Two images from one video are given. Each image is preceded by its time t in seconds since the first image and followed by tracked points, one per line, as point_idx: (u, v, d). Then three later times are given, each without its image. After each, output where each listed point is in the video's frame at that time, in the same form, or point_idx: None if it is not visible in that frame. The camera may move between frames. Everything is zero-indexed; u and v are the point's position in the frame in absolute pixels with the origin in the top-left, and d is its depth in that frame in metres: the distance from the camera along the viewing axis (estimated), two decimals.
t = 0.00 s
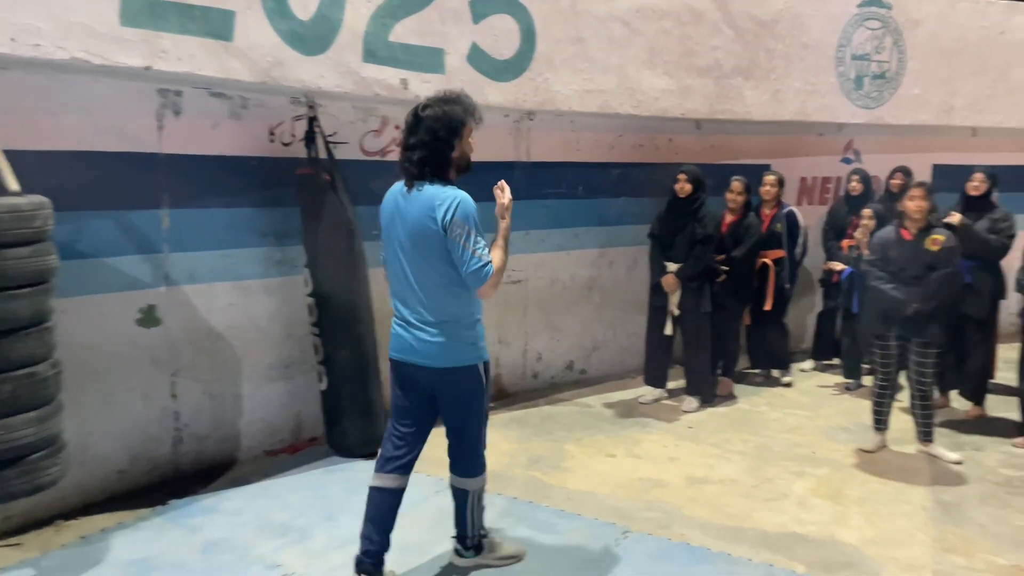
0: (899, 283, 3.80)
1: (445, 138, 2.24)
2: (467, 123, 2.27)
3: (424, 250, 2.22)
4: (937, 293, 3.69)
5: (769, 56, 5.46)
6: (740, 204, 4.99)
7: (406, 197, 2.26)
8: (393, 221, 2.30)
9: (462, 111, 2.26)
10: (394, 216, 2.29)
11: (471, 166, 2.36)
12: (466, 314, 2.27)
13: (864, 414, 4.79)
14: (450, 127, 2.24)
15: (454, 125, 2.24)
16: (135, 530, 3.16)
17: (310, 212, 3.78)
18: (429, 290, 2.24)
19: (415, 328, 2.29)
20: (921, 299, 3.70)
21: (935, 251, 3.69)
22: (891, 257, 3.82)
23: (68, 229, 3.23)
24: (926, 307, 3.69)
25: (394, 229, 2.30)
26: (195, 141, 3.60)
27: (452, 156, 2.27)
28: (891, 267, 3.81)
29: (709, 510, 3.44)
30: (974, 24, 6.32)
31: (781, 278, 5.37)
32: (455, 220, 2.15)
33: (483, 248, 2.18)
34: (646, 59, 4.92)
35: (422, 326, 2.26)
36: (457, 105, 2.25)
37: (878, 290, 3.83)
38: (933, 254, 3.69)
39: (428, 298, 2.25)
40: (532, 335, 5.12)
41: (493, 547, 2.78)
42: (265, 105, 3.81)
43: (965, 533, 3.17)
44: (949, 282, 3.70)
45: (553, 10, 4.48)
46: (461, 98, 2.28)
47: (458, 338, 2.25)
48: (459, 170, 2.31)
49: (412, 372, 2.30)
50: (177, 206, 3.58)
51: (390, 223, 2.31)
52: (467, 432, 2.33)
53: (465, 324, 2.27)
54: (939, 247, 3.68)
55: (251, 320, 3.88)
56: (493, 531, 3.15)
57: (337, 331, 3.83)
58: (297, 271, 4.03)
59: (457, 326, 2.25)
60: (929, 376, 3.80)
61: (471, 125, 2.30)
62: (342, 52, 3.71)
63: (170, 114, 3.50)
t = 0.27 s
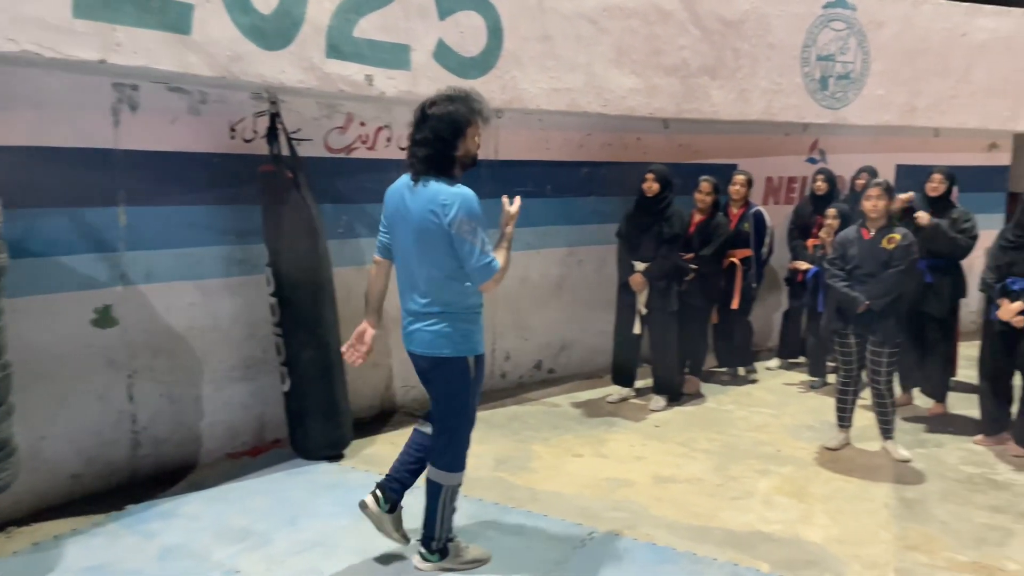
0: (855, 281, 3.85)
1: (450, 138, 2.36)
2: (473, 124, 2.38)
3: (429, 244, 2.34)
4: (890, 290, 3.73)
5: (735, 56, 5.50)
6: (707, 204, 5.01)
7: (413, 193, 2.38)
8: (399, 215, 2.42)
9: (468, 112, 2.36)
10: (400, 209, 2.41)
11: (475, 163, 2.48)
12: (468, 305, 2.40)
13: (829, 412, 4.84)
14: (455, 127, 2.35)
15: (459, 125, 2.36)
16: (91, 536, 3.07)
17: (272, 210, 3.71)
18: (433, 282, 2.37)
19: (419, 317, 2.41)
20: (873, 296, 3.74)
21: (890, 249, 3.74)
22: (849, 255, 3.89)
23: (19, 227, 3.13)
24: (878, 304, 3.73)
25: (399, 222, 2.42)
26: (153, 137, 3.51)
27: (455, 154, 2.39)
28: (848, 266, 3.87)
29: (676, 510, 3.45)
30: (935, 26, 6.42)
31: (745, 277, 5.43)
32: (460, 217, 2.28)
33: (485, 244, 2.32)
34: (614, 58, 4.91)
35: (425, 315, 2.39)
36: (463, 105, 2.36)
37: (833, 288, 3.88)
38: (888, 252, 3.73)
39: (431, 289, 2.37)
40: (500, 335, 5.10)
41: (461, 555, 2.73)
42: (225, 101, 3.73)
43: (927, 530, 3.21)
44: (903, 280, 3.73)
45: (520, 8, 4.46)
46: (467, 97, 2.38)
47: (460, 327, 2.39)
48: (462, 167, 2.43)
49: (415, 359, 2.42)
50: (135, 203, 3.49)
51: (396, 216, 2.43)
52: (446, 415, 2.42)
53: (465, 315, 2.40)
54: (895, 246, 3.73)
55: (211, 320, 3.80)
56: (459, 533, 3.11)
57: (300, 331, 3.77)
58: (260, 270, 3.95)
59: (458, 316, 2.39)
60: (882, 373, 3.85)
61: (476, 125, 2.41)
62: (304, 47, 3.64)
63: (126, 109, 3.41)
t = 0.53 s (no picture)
0: (842, 282, 3.85)
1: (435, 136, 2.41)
2: (460, 123, 2.43)
3: (407, 238, 2.40)
4: (877, 291, 3.74)
5: (713, 56, 5.51)
6: (684, 204, 5.02)
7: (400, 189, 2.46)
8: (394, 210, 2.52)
9: (454, 111, 2.41)
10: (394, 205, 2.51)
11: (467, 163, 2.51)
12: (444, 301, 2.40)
13: (806, 412, 4.86)
14: (440, 125, 2.40)
15: (445, 123, 2.40)
16: (57, 542, 2.99)
17: (246, 209, 3.65)
18: (411, 276, 2.43)
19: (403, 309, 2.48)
20: (860, 297, 3.74)
21: (876, 250, 3.76)
22: (834, 256, 3.90)
23: None
24: (866, 305, 3.73)
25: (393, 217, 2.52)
26: (123, 134, 3.43)
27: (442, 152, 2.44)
28: (834, 266, 3.89)
29: (654, 511, 3.44)
30: (911, 28, 6.47)
31: (724, 277, 5.44)
32: (425, 213, 2.30)
33: (450, 240, 2.30)
34: (592, 57, 4.90)
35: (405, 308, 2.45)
36: (449, 106, 2.41)
37: (821, 288, 3.86)
38: (874, 252, 3.76)
39: (410, 282, 2.43)
40: (479, 336, 5.07)
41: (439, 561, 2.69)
42: (197, 98, 3.65)
43: (904, 530, 3.22)
44: (888, 280, 3.76)
45: (497, 6, 4.43)
46: (457, 98, 2.44)
47: (435, 323, 2.39)
48: (453, 167, 2.47)
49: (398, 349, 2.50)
50: (103, 202, 3.40)
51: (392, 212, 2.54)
52: (417, 409, 2.43)
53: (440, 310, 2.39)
54: (880, 246, 3.76)
55: (184, 320, 3.72)
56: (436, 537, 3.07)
57: (273, 332, 3.71)
58: (233, 269, 3.86)
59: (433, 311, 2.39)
60: (864, 376, 3.86)
61: (466, 125, 2.46)
62: (278, 44, 3.58)
63: (95, 106, 3.33)
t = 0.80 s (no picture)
0: (830, 285, 3.82)
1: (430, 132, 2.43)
2: (458, 134, 2.43)
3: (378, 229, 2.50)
4: (867, 293, 3.74)
5: (694, 57, 5.51)
6: (662, 205, 5.03)
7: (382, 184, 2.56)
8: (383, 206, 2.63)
9: (460, 120, 2.41)
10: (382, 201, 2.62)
11: (448, 173, 2.52)
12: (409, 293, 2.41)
13: (785, 412, 4.88)
14: (440, 125, 2.41)
15: (439, 124, 2.41)
16: (25, 549, 2.91)
17: (220, 208, 3.58)
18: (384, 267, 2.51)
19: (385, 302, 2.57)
20: (851, 299, 3.74)
21: (864, 251, 3.77)
22: (822, 258, 3.88)
23: None
24: (858, 308, 3.72)
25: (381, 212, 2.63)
26: (93, 131, 3.35)
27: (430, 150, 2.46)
28: (823, 268, 3.86)
29: (633, 512, 3.43)
30: (888, 30, 6.52)
31: (705, 277, 5.46)
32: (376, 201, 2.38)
33: (398, 228, 2.33)
34: (572, 56, 4.88)
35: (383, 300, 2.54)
36: (459, 112, 2.40)
37: (813, 292, 3.82)
38: (864, 253, 3.76)
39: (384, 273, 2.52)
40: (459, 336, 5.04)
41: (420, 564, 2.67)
42: (171, 95, 3.57)
43: (881, 530, 3.23)
44: (876, 283, 3.77)
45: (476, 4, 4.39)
46: (461, 105, 2.42)
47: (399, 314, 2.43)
48: (433, 168, 2.49)
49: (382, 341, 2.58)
50: (73, 200, 3.33)
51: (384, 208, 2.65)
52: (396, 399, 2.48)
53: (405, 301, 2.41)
54: (868, 247, 3.76)
55: (157, 321, 3.65)
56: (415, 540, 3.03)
57: (248, 332, 3.65)
58: (208, 269, 3.79)
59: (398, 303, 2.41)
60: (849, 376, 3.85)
61: (468, 140, 2.46)
62: (253, 40, 3.52)
63: (65, 103, 3.25)
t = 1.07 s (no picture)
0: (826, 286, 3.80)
1: (432, 133, 2.50)
2: (456, 144, 2.47)
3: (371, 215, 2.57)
4: (862, 294, 3.75)
5: (679, 55, 5.49)
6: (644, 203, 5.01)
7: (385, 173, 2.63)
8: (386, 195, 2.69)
9: (461, 130, 2.45)
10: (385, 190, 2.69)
11: (439, 180, 2.55)
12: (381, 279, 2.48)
13: (771, 411, 4.86)
14: (441, 129, 2.47)
15: (444, 131, 2.47)
16: None
17: (200, 205, 3.51)
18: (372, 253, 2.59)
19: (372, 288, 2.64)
20: (848, 300, 3.72)
21: (859, 251, 3.76)
22: (816, 259, 3.86)
23: None
24: (855, 309, 3.72)
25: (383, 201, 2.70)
26: (68, 126, 3.27)
27: (429, 152, 2.52)
28: (817, 270, 3.84)
29: (619, 513, 3.40)
30: (873, 30, 6.53)
31: (691, 277, 5.44)
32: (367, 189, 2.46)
33: (379, 215, 2.39)
34: (558, 54, 4.84)
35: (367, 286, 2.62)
36: (463, 123, 2.45)
37: (809, 293, 3.78)
38: (859, 253, 3.76)
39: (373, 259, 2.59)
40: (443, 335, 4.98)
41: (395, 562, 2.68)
42: (148, 90, 3.49)
43: (868, 530, 3.22)
44: (871, 282, 3.80)
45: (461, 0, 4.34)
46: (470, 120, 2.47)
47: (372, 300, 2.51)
48: (427, 170, 2.54)
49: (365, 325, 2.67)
50: (47, 197, 3.24)
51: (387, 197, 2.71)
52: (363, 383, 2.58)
53: (375, 286, 2.49)
54: (863, 247, 3.76)
55: (134, 320, 3.57)
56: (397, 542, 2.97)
57: (228, 332, 3.58)
58: (186, 268, 3.72)
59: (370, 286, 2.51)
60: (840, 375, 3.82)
61: (467, 154, 2.49)
62: (233, 34, 3.45)
63: (39, 97, 3.17)
